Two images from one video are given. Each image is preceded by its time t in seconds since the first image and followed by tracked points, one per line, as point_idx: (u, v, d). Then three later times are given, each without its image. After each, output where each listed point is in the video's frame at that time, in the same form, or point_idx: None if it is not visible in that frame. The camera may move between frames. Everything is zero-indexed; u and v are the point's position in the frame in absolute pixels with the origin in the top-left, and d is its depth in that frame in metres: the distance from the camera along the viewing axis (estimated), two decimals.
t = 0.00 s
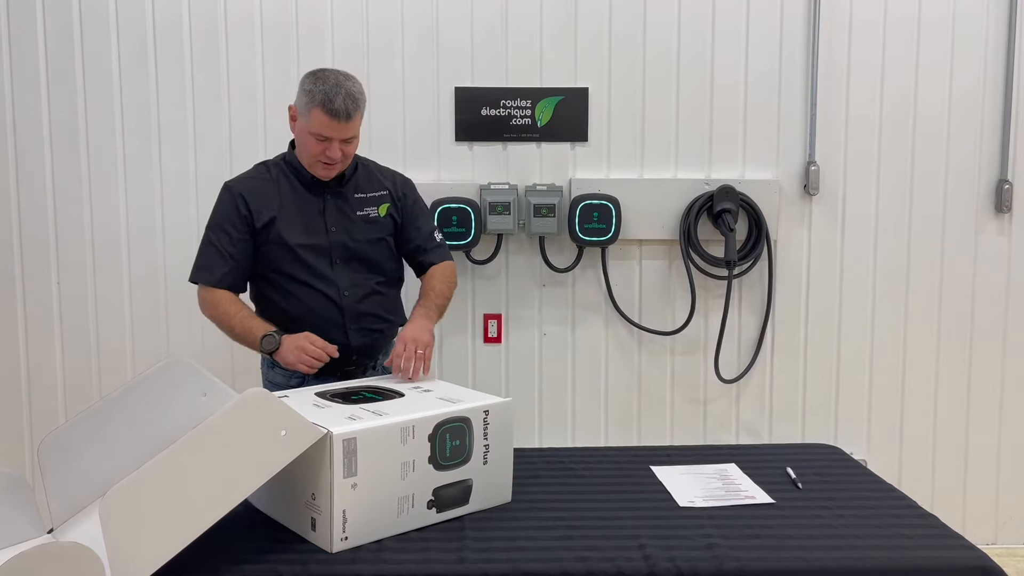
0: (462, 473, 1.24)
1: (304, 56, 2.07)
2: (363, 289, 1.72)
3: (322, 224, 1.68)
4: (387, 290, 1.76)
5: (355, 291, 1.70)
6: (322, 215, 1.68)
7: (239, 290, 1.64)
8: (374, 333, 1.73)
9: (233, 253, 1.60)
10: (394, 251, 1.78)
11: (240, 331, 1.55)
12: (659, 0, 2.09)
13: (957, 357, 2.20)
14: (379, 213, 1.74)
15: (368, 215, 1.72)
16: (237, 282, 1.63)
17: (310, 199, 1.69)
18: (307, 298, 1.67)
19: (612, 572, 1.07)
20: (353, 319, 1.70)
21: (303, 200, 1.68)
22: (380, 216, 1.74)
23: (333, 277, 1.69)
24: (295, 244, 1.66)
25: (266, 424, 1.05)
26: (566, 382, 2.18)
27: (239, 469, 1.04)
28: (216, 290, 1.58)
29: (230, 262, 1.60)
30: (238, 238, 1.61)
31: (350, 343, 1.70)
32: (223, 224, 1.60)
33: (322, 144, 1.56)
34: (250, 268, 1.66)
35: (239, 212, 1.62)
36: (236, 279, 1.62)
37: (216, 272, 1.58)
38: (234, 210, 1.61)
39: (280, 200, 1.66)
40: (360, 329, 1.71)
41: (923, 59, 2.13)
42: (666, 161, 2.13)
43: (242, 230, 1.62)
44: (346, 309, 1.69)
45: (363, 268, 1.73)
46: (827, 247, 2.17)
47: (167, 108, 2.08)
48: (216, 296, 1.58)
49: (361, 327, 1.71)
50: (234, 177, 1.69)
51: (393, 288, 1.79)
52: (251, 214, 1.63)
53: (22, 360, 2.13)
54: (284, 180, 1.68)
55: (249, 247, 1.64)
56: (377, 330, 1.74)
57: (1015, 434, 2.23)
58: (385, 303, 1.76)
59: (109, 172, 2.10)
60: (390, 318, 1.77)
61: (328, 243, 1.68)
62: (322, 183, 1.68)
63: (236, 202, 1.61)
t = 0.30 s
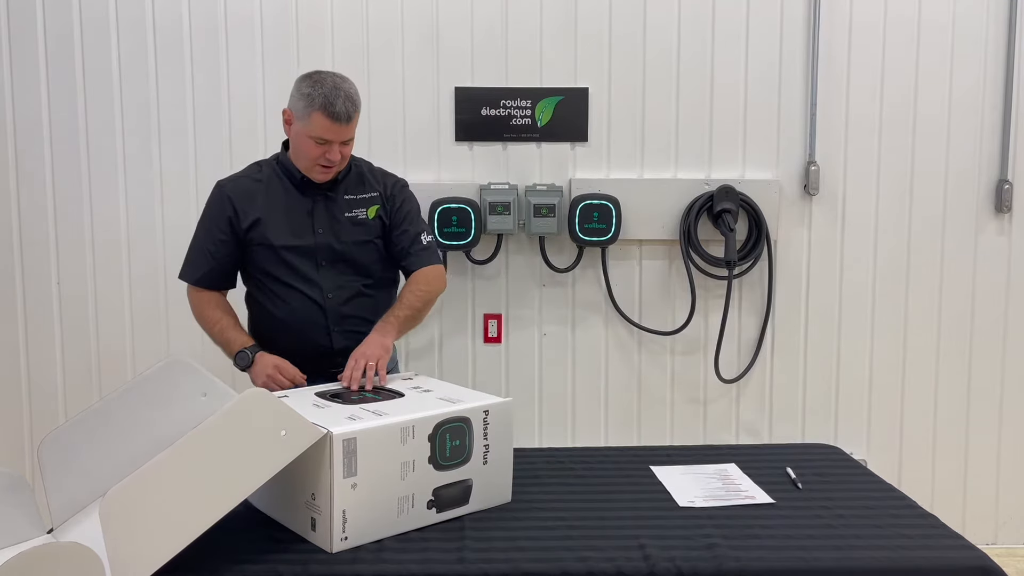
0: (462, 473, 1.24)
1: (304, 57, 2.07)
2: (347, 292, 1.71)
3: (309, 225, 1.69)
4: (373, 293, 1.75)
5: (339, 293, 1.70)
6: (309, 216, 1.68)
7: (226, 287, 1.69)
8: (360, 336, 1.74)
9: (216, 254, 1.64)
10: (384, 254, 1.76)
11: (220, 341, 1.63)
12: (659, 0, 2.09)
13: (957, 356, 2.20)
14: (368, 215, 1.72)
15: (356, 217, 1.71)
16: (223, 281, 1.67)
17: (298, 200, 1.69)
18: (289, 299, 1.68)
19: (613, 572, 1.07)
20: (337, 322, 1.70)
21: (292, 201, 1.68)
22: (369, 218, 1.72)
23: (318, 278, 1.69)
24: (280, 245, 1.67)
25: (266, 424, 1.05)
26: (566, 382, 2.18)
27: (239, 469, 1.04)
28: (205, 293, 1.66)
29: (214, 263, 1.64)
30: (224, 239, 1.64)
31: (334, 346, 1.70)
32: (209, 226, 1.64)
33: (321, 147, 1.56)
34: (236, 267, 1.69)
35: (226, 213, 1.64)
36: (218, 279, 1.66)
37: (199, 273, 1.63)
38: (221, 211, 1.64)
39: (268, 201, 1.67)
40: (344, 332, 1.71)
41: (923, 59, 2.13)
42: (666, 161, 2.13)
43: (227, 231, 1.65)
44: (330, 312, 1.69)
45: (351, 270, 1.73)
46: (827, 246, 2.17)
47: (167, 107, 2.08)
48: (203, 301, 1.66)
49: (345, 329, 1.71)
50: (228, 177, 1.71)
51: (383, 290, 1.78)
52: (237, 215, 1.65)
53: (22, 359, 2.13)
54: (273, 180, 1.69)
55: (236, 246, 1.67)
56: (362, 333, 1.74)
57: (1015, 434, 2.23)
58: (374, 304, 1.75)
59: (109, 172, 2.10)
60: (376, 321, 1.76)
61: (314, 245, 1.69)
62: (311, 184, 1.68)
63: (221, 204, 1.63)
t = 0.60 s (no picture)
0: (462, 473, 1.24)
1: (304, 56, 2.07)
2: (336, 294, 1.70)
3: (302, 225, 1.69)
4: (363, 295, 1.74)
5: (329, 295, 1.70)
6: (303, 216, 1.68)
7: (221, 286, 1.69)
8: (348, 339, 1.72)
9: (209, 251, 1.64)
10: (378, 255, 1.76)
11: (214, 342, 1.62)
12: None
13: (957, 356, 2.20)
14: (362, 217, 1.72)
15: (350, 218, 1.71)
16: (217, 279, 1.67)
17: (293, 199, 1.69)
18: (278, 299, 1.68)
19: (613, 572, 1.07)
20: (324, 324, 1.69)
21: (286, 199, 1.68)
22: (364, 220, 1.73)
23: (309, 279, 1.69)
24: (273, 244, 1.67)
25: (265, 424, 1.05)
26: (566, 381, 2.18)
27: (239, 469, 1.04)
28: (202, 291, 1.66)
29: (207, 260, 1.64)
30: (216, 236, 1.64)
31: (321, 348, 1.69)
32: (203, 223, 1.64)
33: (320, 147, 1.57)
34: (231, 265, 1.69)
35: (220, 210, 1.65)
36: (212, 277, 1.66)
37: (193, 270, 1.63)
38: (215, 208, 1.64)
39: (263, 199, 1.68)
40: (333, 334, 1.70)
41: (923, 59, 2.13)
42: (666, 161, 2.13)
43: (220, 228, 1.65)
44: (319, 313, 1.68)
45: (343, 271, 1.72)
46: (827, 246, 2.17)
47: (167, 107, 2.08)
48: (200, 298, 1.66)
49: (332, 331, 1.70)
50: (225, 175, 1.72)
51: (374, 293, 1.77)
52: (231, 212, 1.65)
53: (22, 359, 2.13)
54: (269, 179, 1.69)
55: (230, 244, 1.67)
56: (351, 336, 1.72)
57: (1014, 434, 2.23)
58: (363, 307, 1.74)
59: (109, 172, 2.10)
60: (367, 323, 1.74)
61: (306, 246, 1.69)
62: (306, 183, 1.68)
63: (215, 201, 1.63)
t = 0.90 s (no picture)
0: (462, 473, 1.24)
1: (304, 56, 2.07)
2: (334, 291, 1.67)
3: (298, 223, 1.66)
4: (362, 291, 1.69)
5: (326, 292, 1.66)
6: (298, 214, 1.66)
7: (219, 289, 1.71)
8: (349, 335, 1.69)
9: (208, 254, 1.66)
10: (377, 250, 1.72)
11: (201, 347, 1.67)
12: None
13: (956, 356, 2.20)
14: (358, 212, 1.68)
15: (346, 214, 1.68)
16: (219, 280, 1.69)
17: (287, 198, 1.66)
18: (277, 298, 1.67)
19: (613, 572, 1.07)
20: (324, 321, 1.67)
21: (281, 198, 1.66)
22: (359, 214, 1.68)
23: (306, 276, 1.67)
24: (269, 244, 1.66)
25: (265, 424, 1.05)
26: (565, 381, 2.18)
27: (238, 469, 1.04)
28: (199, 293, 1.69)
29: (204, 262, 1.66)
30: (215, 238, 1.66)
31: (321, 344, 1.66)
32: (202, 226, 1.66)
33: (306, 143, 1.56)
34: (231, 266, 1.70)
35: (217, 213, 1.65)
36: (212, 279, 1.68)
37: (194, 272, 1.66)
38: (213, 212, 1.65)
39: (258, 199, 1.66)
40: (333, 330, 1.67)
41: (923, 59, 2.13)
42: (666, 161, 2.13)
43: (218, 230, 1.66)
44: (317, 310, 1.66)
45: (340, 268, 1.69)
46: (827, 246, 2.17)
47: (167, 107, 2.08)
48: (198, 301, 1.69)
49: (332, 328, 1.67)
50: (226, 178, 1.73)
51: (375, 288, 1.72)
52: (228, 215, 1.65)
53: (22, 359, 2.13)
54: (265, 178, 1.68)
55: (229, 246, 1.68)
56: (351, 333, 1.69)
57: (1014, 434, 2.23)
58: (362, 303, 1.70)
59: (108, 172, 2.10)
60: (368, 319, 1.70)
61: (302, 243, 1.66)
62: (300, 180, 1.66)
63: (212, 205, 1.64)
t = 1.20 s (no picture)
0: (462, 473, 1.24)
1: (304, 56, 2.07)
2: (356, 289, 1.68)
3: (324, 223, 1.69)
4: (383, 289, 1.69)
5: (348, 290, 1.68)
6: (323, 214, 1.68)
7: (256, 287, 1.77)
8: (371, 333, 1.69)
9: (246, 253, 1.72)
10: (399, 249, 1.71)
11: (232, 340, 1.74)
12: None
13: (957, 356, 2.20)
14: (380, 211, 1.69)
15: (368, 213, 1.69)
16: (253, 277, 1.74)
17: (315, 198, 1.69)
18: (303, 295, 1.70)
19: (613, 572, 1.07)
20: (346, 319, 1.68)
21: (309, 198, 1.70)
22: (382, 214, 1.69)
23: (330, 275, 1.69)
24: (297, 243, 1.69)
25: (264, 424, 1.05)
26: (566, 381, 2.18)
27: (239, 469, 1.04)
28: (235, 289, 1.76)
29: (241, 261, 1.72)
30: (250, 238, 1.71)
31: (344, 342, 1.68)
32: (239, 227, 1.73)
33: (326, 143, 1.57)
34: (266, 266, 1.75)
35: (253, 215, 1.72)
36: (249, 278, 1.74)
37: (233, 271, 1.73)
38: (249, 214, 1.72)
39: (289, 199, 1.70)
40: (355, 328, 1.68)
41: (923, 59, 2.13)
42: (666, 161, 2.13)
43: (253, 231, 1.72)
44: (339, 308, 1.67)
45: (364, 267, 1.70)
46: (827, 246, 2.17)
47: (167, 107, 2.08)
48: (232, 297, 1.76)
49: (354, 326, 1.68)
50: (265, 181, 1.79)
51: (398, 287, 1.72)
52: (262, 216, 1.71)
53: (22, 358, 2.13)
54: (296, 180, 1.72)
55: (264, 246, 1.73)
56: (373, 331, 1.69)
57: (1014, 434, 2.23)
58: (385, 301, 1.70)
59: (108, 172, 2.10)
60: (391, 317, 1.70)
61: (327, 243, 1.69)
62: (328, 181, 1.69)
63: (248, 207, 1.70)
